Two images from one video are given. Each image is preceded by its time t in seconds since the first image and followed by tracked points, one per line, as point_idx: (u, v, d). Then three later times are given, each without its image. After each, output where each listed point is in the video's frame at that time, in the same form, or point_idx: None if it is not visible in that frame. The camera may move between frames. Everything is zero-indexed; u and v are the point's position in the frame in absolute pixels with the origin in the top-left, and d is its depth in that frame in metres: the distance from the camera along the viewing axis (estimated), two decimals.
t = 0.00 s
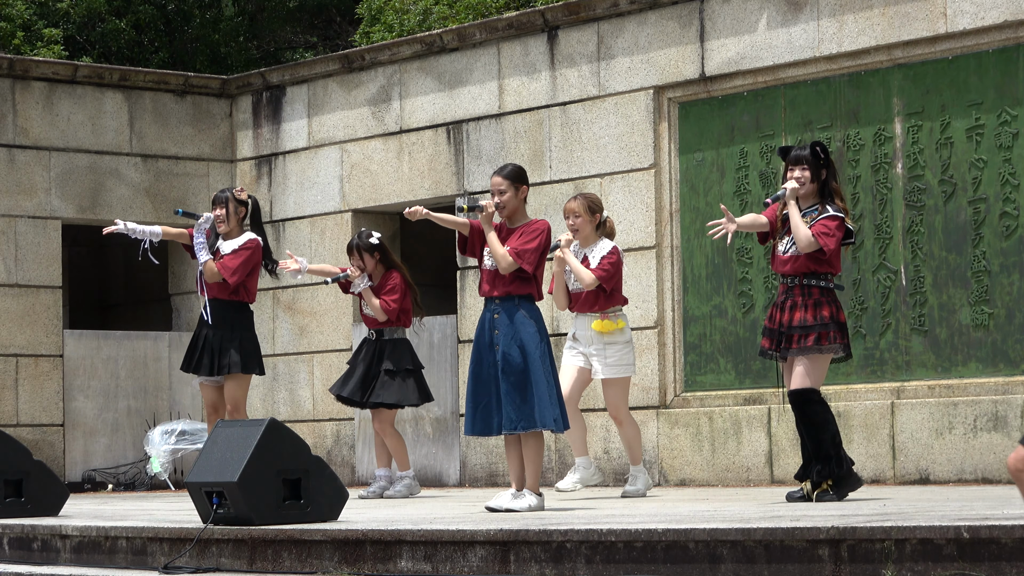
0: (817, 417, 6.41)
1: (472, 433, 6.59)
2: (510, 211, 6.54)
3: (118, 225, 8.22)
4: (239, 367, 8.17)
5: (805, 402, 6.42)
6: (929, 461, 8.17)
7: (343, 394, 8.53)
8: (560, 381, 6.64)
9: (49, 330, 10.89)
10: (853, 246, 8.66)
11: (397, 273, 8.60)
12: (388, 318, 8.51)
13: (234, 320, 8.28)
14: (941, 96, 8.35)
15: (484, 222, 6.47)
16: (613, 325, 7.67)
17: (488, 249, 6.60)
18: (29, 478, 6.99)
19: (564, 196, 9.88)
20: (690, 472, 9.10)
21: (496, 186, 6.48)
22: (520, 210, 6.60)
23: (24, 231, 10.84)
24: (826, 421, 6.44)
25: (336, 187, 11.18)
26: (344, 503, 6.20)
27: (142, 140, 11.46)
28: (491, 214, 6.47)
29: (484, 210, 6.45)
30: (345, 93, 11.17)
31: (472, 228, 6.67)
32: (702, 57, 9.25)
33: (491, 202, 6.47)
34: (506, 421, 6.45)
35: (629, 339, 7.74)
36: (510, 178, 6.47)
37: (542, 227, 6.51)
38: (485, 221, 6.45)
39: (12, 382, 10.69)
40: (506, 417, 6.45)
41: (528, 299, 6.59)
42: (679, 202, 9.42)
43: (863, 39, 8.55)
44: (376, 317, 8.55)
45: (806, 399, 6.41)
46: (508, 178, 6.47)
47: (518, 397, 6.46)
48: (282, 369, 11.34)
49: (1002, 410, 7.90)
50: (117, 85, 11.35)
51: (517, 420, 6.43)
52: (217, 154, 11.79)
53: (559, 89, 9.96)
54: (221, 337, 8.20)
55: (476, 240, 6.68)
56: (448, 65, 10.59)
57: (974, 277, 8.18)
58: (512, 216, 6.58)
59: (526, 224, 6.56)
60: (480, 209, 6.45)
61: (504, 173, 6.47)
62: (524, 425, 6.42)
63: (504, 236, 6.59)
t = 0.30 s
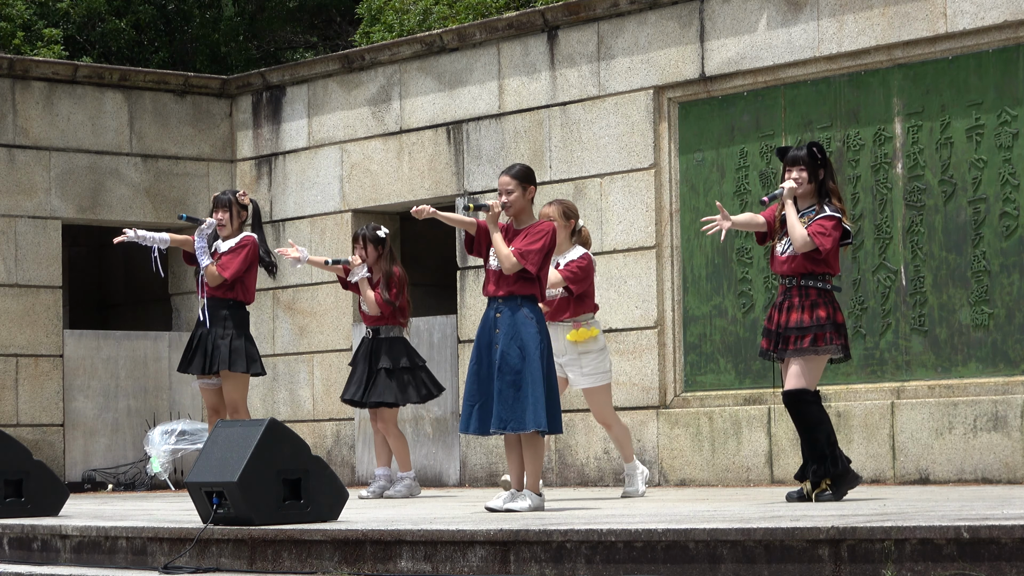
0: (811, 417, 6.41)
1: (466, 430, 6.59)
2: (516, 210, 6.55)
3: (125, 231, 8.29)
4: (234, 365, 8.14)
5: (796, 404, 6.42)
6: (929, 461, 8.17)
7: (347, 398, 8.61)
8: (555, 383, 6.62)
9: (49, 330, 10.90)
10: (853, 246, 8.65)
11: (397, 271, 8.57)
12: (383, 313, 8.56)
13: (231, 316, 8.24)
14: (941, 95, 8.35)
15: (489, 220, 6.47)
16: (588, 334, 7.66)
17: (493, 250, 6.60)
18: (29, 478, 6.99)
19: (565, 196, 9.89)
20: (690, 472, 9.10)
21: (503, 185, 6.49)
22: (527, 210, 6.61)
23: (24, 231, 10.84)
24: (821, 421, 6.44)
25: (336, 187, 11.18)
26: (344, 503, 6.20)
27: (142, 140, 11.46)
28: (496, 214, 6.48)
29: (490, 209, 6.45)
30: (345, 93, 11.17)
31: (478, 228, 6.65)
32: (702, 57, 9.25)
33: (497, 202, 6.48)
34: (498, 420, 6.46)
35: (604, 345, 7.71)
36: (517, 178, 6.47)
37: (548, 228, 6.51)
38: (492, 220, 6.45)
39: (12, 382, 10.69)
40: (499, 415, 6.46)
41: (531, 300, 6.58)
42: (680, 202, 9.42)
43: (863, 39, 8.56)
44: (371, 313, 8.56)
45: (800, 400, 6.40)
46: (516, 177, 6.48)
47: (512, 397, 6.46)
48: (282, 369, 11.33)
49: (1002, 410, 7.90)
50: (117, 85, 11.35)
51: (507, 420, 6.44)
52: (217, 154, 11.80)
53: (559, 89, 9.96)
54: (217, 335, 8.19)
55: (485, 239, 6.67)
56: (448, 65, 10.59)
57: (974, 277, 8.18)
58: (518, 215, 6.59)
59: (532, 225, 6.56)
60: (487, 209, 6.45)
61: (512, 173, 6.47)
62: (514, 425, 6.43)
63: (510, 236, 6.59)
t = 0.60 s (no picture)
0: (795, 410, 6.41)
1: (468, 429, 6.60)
2: (522, 210, 6.54)
3: (126, 235, 8.33)
4: (228, 366, 8.13)
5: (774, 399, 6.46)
6: (929, 461, 8.17)
7: (338, 394, 8.56)
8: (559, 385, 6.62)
9: (49, 330, 10.90)
10: (853, 246, 8.65)
11: (404, 270, 8.61)
12: (384, 312, 8.61)
13: (229, 317, 8.24)
14: (941, 95, 8.35)
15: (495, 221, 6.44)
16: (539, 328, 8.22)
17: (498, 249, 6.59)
18: (29, 478, 6.99)
19: (565, 196, 9.90)
20: (690, 472, 9.10)
21: (509, 184, 6.49)
22: (532, 211, 6.60)
23: (24, 231, 10.84)
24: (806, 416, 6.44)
25: (336, 187, 11.17)
26: (344, 503, 6.20)
27: (142, 140, 11.46)
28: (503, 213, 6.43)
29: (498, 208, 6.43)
30: (345, 93, 11.17)
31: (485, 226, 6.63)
32: (702, 57, 9.25)
33: (504, 201, 6.49)
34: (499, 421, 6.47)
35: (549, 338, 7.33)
36: (524, 178, 6.48)
37: (553, 227, 6.50)
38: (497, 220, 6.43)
39: (12, 382, 10.69)
40: (501, 416, 6.47)
41: (534, 300, 6.57)
42: (680, 202, 9.42)
43: (863, 39, 8.56)
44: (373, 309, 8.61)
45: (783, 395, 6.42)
46: (523, 177, 6.48)
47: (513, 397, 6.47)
48: (282, 369, 11.33)
49: (1002, 410, 7.90)
50: (117, 85, 11.35)
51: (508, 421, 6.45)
52: (217, 154, 11.80)
53: (559, 89, 9.96)
54: (214, 335, 8.19)
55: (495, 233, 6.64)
56: (448, 65, 10.59)
57: (974, 277, 8.18)
58: (524, 215, 6.58)
59: (536, 225, 6.55)
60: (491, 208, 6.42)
61: (519, 173, 6.48)
62: (515, 426, 6.44)
63: (514, 235, 6.59)
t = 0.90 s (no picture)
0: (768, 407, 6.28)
1: (472, 429, 6.60)
2: (524, 210, 6.54)
3: (126, 234, 8.36)
4: (228, 366, 8.13)
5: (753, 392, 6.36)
6: (929, 461, 8.17)
7: (341, 393, 8.57)
8: (563, 385, 6.62)
9: (49, 330, 10.90)
10: (853, 245, 8.65)
11: (404, 268, 8.56)
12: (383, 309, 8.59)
13: (228, 316, 8.23)
14: (941, 95, 8.34)
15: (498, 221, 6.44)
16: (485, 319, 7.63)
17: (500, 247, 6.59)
18: (29, 478, 6.99)
19: (565, 196, 9.90)
20: (690, 472, 9.10)
21: (512, 184, 6.51)
22: (534, 210, 6.60)
23: (24, 231, 10.84)
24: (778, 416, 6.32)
25: (336, 187, 11.17)
26: (344, 503, 6.21)
27: (142, 140, 11.46)
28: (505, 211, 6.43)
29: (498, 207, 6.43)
30: (345, 93, 11.17)
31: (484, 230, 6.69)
32: (702, 57, 9.25)
33: (506, 200, 6.50)
34: (502, 421, 6.46)
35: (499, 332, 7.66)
36: (526, 177, 6.49)
37: (554, 227, 6.50)
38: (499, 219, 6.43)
39: (12, 382, 10.68)
40: (504, 417, 6.46)
41: (536, 300, 6.57)
42: (680, 202, 9.42)
43: (863, 39, 8.56)
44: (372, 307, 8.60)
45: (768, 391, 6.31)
46: (524, 177, 6.49)
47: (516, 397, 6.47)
48: (282, 369, 11.33)
49: (1002, 410, 7.90)
50: (117, 85, 11.35)
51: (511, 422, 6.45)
52: (217, 154, 11.80)
53: (559, 89, 9.96)
54: (214, 334, 8.20)
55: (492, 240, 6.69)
56: (448, 65, 10.59)
57: (974, 277, 8.18)
58: (525, 215, 6.58)
59: (538, 225, 6.55)
60: (494, 207, 6.42)
61: (521, 172, 6.49)
62: (517, 427, 6.45)
63: (516, 234, 6.59)
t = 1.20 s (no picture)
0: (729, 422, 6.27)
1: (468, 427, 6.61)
2: (522, 210, 6.54)
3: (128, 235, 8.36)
4: (227, 367, 8.13)
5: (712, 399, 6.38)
6: (929, 461, 8.17)
7: (339, 397, 8.58)
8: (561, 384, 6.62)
9: (49, 330, 10.90)
10: (852, 246, 8.64)
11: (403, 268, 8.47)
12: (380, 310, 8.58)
13: (225, 317, 8.24)
14: (941, 95, 8.34)
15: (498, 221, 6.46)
16: (417, 316, 6.93)
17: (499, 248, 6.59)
18: (29, 478, 6.99)
19: (565, 196, 9.89)
20: (690, 472, 9.09)
21: (512, 183, 6.50)
22: (533, 211, 6.60)
23: (24, 231, 10.84)
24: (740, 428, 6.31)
25: (336, 187, 11.17)
26: (344, 503, 6.21)
27: (142, 140, 11.46)
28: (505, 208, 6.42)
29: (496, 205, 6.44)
30: (345, 93, 11.17)
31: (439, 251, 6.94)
32: (702, 57, 9.25)
33: (504, 200, 6.50)
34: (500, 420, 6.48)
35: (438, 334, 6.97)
36: (525, 176, 6.48)
37: (554, 228, 6.51)
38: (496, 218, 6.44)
39: (12, 382, 10.69)
40: (502, 416, 6.47)
41: (535, 300, 6.57)
42: (680, 202, 9.42)
43: (863, 39, 8.56)
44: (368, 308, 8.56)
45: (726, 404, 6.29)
46: (524, 176, 6.49)
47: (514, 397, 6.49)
48: (282, 369, 11.33)
49: (1002, 410, 7.90)
50: (117, 85, 11.35)
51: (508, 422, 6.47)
52: (218, 154, 11.80)
53: (559, 89, 9.96)
54: (213, 335, 8.19)
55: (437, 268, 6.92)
56: (448, 65, 10.58)
57: (974, 277, 8.18)
58: (524, 215, 6.58)
59: (537, 225, 6.55)
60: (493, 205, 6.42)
61: (520, 171, 6.49)
62: (514, 427, 6.46)
63: (515, 235, 6.59)
